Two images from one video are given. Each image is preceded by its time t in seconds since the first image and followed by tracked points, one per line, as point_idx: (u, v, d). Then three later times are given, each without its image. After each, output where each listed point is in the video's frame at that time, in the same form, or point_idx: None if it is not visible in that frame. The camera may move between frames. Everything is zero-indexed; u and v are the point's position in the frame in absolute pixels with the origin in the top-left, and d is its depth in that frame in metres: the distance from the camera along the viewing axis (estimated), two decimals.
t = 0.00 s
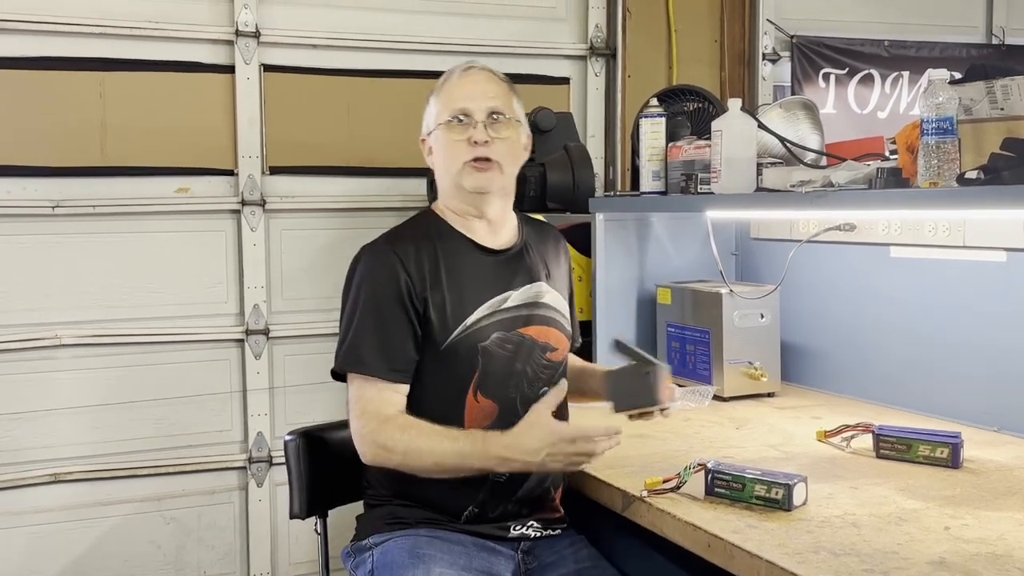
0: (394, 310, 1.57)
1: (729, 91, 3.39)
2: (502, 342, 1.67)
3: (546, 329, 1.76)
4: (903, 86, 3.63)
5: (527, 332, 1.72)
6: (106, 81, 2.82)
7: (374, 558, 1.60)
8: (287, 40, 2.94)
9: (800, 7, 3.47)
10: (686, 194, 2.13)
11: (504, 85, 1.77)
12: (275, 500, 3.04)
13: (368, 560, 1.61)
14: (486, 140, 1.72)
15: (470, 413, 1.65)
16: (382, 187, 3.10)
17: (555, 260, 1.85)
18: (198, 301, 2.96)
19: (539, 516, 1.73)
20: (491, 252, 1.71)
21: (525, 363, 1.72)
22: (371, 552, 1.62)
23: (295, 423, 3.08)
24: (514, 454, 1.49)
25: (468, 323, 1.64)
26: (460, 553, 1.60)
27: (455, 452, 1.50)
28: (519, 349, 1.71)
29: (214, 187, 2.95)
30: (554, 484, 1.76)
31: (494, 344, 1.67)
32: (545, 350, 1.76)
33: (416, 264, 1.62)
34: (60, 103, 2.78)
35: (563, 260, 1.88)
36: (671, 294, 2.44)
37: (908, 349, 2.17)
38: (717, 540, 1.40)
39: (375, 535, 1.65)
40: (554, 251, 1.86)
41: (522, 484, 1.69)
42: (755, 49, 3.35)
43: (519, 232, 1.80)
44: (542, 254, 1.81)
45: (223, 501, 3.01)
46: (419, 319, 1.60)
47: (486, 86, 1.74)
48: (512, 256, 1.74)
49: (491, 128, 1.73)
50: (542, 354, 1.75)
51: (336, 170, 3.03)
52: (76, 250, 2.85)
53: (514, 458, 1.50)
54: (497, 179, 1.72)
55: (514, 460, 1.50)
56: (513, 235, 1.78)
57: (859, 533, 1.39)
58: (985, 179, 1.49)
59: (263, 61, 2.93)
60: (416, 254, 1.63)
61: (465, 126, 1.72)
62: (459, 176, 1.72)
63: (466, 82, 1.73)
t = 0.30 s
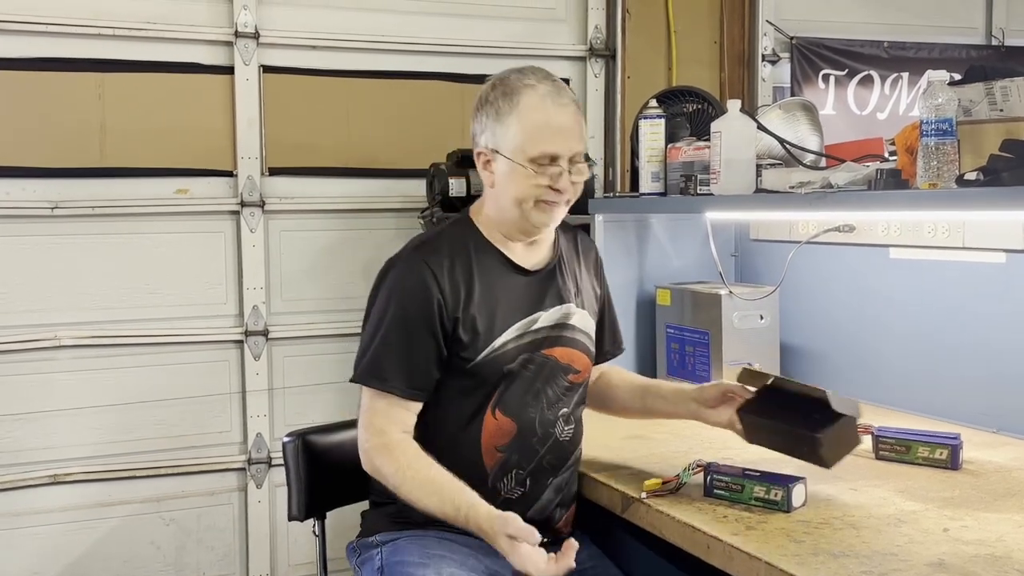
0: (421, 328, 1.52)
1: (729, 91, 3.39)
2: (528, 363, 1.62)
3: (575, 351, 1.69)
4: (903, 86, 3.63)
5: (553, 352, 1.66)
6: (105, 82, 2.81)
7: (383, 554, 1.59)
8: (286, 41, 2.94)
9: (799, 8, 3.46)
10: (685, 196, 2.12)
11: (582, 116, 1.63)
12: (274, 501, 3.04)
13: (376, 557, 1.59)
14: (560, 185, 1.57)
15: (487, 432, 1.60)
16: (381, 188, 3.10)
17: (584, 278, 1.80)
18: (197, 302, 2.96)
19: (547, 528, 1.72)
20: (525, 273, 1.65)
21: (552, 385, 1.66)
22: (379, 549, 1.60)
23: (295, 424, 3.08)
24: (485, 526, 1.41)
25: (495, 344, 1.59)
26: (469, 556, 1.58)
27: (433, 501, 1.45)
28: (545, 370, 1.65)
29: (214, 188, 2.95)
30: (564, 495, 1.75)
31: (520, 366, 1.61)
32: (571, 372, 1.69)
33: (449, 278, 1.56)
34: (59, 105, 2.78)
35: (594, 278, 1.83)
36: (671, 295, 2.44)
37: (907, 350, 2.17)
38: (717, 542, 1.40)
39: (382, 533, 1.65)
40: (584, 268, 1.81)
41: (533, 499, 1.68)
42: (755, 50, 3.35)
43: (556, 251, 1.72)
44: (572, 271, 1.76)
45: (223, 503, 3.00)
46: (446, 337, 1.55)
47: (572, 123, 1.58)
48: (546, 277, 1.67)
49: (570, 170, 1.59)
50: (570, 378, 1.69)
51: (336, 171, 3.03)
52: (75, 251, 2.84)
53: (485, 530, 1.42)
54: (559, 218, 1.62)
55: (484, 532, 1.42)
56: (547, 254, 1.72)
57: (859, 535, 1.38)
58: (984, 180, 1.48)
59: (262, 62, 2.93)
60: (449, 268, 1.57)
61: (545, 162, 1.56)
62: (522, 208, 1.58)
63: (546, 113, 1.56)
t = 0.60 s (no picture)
0: (453, 354, 1.51)
1: (728, 92, 3.39)
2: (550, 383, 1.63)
3: (596, 368, 1.70)
4: (902, 87, 3.63)
5: (574, 370, 1.66)
6: (104, 83, 2.81)
7: (402, 553, 1.60)
8: (285, 42, 2.94)
9: (799, 8, 3.46)
10: (684, 197, 2.13)
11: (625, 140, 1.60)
12: (273, 502, 3.04)
13: (398, 561, 1.59)
14: (600, 211, 1.57)
15: (509, 452, 1.61)
16: (381, 188, 3.10)
17: (604, 287, 1.78)
18: (197, 303, 2.96)
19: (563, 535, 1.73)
20: (550, 290, 1.64)
21: (572, 404, 1.67)
22: (400, 554, 1.60)
23: (294, 425, 3.07)
24: (524, 558, 1.44)
25: (522, 366, 1.59)
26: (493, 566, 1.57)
27: (467, 530, 1.47)
28: (565, 389, 1.65)
29: (213, 188, 2.94)
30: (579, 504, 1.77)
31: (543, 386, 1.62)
32: (590, 389, 1.70)
33: (478, 299, 1.54)
34: (58, 105, 2.77)
35: (614, 287, 1.81)
36: (669, 295, 2.46)
37: (905, 350, 2.17)
38: (715, 542, 1.40)
39: (396, 535, 1.67)
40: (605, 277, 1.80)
41: (551, 514, 1.70)
42: (754, 51, 3.34)
43: (577, 264, 1.72)
44: (592, 280, 1.75)
45: (221, 503, 3.00)
46: (476, 360, 1.54)
47: (618, 152, 1.56)
48: (569, 292, 1.67)
49: (612, 198, 1.58)
50: (589, 394, 1.70)
51: (335, 171, 3.03)
52: (74, 251, 2.84)
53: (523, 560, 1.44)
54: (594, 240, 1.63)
55: (521, 562, 1.44)
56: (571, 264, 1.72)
57: (857, 535, 1.38)
58: (982, 181, 1.49)
59: (261, 62, 2.93)
60: (480, 291, 1.55)
61: (589, 193, 1.55)
62: (561, 234, 1.58)
63: (595, 140, 1.53)
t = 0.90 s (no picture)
0: (441, 358, 1.51)
1: (728, 91, 3.39)
2: (553, 377, 1.61)
3: (598, 359, 1.69)
4: (902, 87, 3.63)
5: (578, 363, 1.65)
6: (103, 82, 2.81)
7: (430, 570, 1.58)
8: (285, 40, 2.94)
9: (799, 8, 3.46)
10: (683, 196, 2.13)
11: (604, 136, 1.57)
12: (272, 501, 3.04)
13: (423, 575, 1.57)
14: (583, 212, 1.55)
15: (521, 444, 1.60)
16: (381, 187, 3.10)
17: (600, 279, 1.76)
18: (196, 302, 2.96)
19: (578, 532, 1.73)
20: (543, 283, 1.63)
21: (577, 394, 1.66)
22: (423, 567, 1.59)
23: (292, 424, 3.07)
24: (513, 550, 1.44)
25: (517, 362, 1.57)
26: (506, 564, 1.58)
27: (456, 526, 1.48)
28: (571, 380, 1.64)
29: (212, 187, 2.94)
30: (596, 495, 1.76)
31: (544, 380, 1.60)
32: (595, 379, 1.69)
33: (465, 299, 1.54)
34: (56, 103, 2.77)
35: (610, 278, 1.78)
36: (669, 295, 2.47)
37: (902, 349, 2.18)
38: (715, 541, 1.40)
39: (417, 547, 1.65)
40: (600, 268, 1.77)
41: (569, 504, 1.69)
42: (754, 50, 3.34)
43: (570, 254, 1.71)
44: (586, 272, 1.73)
45: (220, 502, 3.00)
46: (466, 360, 1.54)
47: (597, 151, 1.53)
48: (563, 284, 1.65)
49: (593, 198, 1.56)
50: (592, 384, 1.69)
51: (335, 170, 3.03)
52: (73, 250, 2.84)
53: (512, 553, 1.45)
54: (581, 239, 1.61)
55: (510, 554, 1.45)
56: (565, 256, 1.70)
57: (856, 534, 1.38)
58: (982, 180, 1.48)
59: (261, 61, 2.93)
60: (465, 292, 1.54)
61: (568, 195, 1.53)
62: (545, 237, 1.57)
63: (570, 141, 1.51)
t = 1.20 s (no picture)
0: (395, 365, 1.49)
1: (728, 90, 3.39)
2: (510, 371, 1.59)
3: (561, 350, 1.67)
4: (902, 86, 3.63)
5: (539, 356, 1.63)
6: (102, 81, 2.81)
7: None
8: (285, 40, 2.94)
9: (799, 7, 3.46)
10: (683, 195, 2.12)
11: (508, 115, 1.60)
12: (271, 500, 3.04)
13: None
14: (501, 190, 1.55)
15: (486, 441, 1.58)
16: (380, 186, 3.10)
17: (557, 275, 1.75)
18: (196, 301, 2.96)
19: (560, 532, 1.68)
20: (492, 279, 1.62)
21: (540, 389, 1.63)
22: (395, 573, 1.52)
23: (292, 423, 3.07)
24: (507, 515, 1.47)
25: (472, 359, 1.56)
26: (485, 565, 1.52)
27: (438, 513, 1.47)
28: (534, 373, 1.62)
29: (212, 186, 2.94)
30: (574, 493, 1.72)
31: (501, 375, 1.58)
32: (561, 371, 1.67)
33: (414, 305, 1.53)
34: (56, 103, 2.77)
35: (564, 269, 1.78)
36: (669, 294, 2.45)
37: (903, 348, 2.18)
38: (714, 541, 1.39)
39: (393, 554, 1.58)
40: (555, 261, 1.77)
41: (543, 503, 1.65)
42: (754, 50, 3.36)
43: (520, 250, 1.71)
44: (543, 267, 1.72)
45: (220, 501, 3.00)
46: (422, 364, 1.53)
47: (499, 125, 1.56)
48: (513, 277, 1.65)
49: (508, 172, 1.56)
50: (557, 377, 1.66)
51: (335, 169, 3.03)
52: (72, 249, 2.84)
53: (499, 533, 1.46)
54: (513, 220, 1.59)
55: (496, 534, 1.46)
56: (513, 255, 1.69)
57: (856, 533, 1.38)
58: (982, 179, 1.48)
59: (261, 60, 2.93)
60: (414, 298, 1.54)
61: (479, 172, 1.54)
62: (472, 224, 1.56)
63: (466, 120, 1.54)
